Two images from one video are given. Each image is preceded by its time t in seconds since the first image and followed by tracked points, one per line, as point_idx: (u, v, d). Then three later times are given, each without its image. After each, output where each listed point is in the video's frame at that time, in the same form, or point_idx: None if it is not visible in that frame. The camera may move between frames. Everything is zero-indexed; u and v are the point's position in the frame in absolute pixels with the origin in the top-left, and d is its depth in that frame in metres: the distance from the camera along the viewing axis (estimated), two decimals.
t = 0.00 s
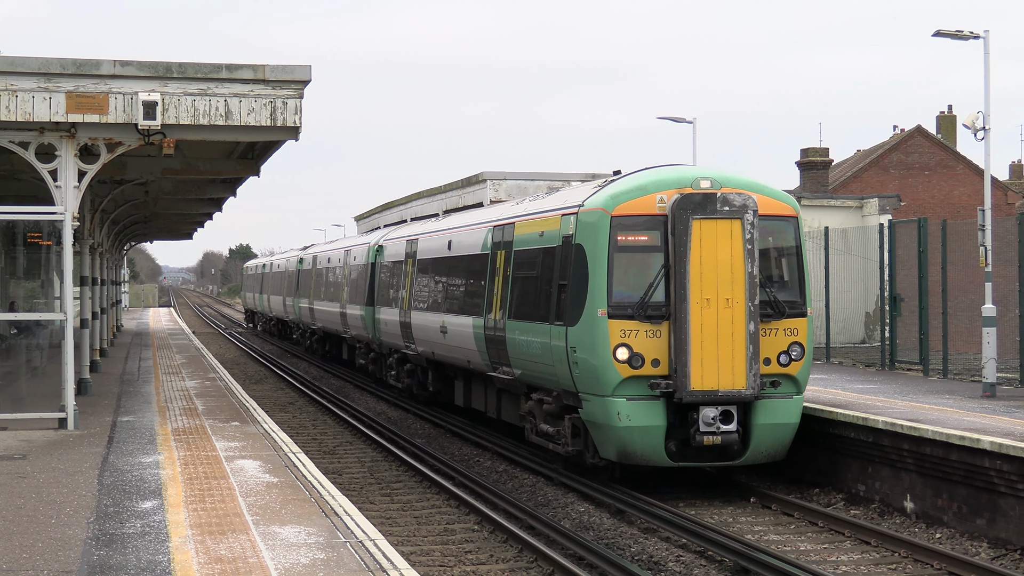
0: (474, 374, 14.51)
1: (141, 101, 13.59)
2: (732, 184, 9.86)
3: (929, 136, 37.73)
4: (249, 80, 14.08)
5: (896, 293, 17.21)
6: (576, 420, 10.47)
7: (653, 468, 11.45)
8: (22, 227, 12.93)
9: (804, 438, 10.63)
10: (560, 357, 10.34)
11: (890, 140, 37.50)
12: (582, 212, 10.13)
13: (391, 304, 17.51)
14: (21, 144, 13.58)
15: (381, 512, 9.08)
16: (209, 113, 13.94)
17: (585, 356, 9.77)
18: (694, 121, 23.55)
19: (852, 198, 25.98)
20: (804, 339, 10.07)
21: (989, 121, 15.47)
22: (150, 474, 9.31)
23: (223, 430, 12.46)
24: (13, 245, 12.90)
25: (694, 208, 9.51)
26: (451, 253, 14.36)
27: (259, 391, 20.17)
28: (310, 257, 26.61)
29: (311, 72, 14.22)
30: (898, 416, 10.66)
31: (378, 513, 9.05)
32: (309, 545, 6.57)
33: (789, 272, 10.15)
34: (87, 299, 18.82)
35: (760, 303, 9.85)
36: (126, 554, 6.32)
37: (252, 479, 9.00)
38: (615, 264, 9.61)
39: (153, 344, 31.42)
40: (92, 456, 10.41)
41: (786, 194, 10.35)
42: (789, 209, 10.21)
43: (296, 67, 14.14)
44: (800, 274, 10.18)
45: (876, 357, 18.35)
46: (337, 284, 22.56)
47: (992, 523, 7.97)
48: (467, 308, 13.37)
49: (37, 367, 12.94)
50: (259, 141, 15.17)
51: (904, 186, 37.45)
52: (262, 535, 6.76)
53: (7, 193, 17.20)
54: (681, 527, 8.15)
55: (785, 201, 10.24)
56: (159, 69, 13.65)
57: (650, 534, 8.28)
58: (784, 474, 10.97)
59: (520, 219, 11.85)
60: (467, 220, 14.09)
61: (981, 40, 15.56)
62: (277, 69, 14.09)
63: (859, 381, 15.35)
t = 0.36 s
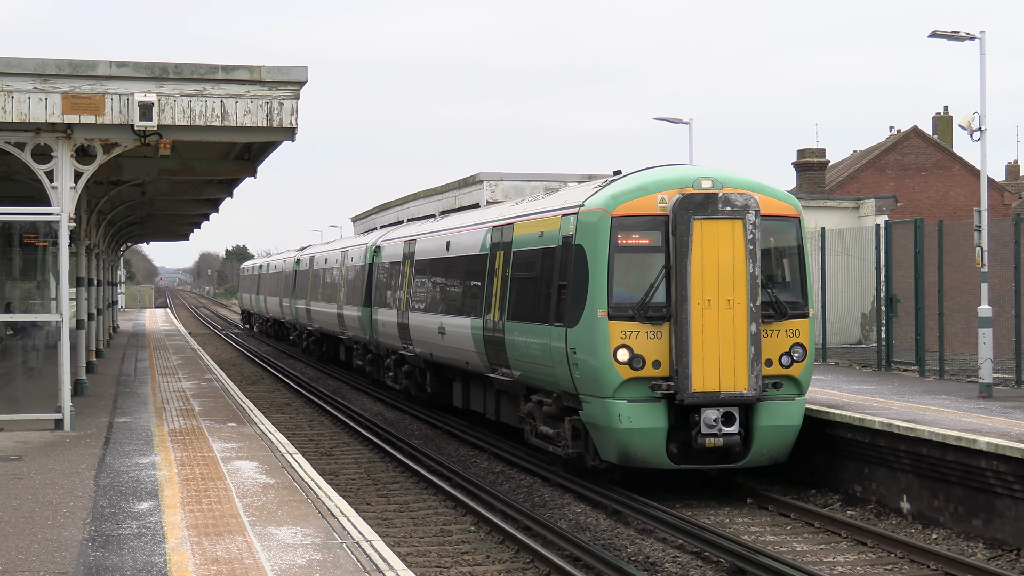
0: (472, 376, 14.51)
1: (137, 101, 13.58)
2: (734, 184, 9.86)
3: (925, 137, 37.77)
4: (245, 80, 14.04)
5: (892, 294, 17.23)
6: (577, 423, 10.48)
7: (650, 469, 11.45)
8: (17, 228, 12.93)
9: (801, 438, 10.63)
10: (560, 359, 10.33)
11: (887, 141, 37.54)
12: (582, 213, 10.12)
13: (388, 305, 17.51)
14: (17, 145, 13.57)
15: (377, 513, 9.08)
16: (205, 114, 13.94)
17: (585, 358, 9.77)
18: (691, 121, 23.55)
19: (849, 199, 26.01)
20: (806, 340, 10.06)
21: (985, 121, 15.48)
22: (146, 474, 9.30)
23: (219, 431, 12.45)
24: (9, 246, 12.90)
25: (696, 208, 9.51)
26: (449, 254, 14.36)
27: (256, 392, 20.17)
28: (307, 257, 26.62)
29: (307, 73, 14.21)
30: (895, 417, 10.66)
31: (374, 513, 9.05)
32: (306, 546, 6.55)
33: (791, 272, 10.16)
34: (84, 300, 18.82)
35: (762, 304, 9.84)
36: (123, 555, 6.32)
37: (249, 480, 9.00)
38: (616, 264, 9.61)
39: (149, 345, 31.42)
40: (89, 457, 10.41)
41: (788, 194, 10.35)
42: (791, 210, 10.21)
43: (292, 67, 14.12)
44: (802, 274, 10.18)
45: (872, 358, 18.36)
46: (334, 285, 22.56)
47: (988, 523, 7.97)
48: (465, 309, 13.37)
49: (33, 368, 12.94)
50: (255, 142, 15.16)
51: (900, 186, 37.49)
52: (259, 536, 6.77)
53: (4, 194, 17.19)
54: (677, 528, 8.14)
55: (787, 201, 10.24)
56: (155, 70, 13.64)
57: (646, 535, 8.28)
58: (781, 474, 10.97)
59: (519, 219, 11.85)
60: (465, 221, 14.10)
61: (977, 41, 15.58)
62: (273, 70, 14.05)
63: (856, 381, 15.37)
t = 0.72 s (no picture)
0: (469, 377, 14.51)
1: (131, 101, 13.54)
2: (735, 184, 9.87)
3: (920, 137, 37.77)
4: (239, 81, 14.04)
5: (887, 294, 17.25)
6: (576, 424, 10.48)
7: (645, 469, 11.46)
8: (12, 229, 12.92)
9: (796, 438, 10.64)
10: (559, 360, 10.34)
11: (882, 140, 37.56)
12: (581, 213, 10.12)
13: (385, 305, 17.51)
14: (11, 145, 13.55)
15: (372, 513, 9.07)
16: (199, 114, 13.93)
17: (585, 359, 9.77)
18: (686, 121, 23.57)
19: (843, 199, 26.02)
20: (808, 340, 10.05)
21: (979, 121, 15.49)
22: (141, 475, 9.30)
23: (214, 431, 12.44)
24: (4, 246, 12.89)
25: (697, 207, 9.50)
26: (446, 254, 14.36)
27: (251, 392, 20.16)
28: (303, 258, 26.61)
29: (302, 73, 14.21)
30: (889, 416, 10.67)
31: (368, 513, 9.05)
32: (300, 546, 6.54)
33: (793, 272, 10.16)
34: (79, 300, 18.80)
35: (764, 304, 9.83)
36: (117, 556, 6.31)
37: (243, 480, 8.99)
38: (616, 265, 9.61)
39: (145, 346, 31.36)
40: (83, 457, 10.40)
41: (790, 193, 10.35)
42: (793, 209, 10.21)
43: (287, 67, 14.11)
44: (803, 274, 10.17)
45: (866, 358, 18.37)
46: (330, 285, 22.55)
47: (983, 523, 7.98)
48: (462, 309, 13.37)
49: (27, 368, 12.92)
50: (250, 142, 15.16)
51: (895, 186, 37.51)
52: (253, 536, 6.76)
53: None
54: (671, 527, 8.14)
55: (789, 200, 10.23)
56: (150, 70, 13.63)
57: (641, 535, 8.28)
58: (775, 474, 10.98)
59: (517, 219, 11.84)
60: (462, 221, 14.10)
61: (972, 41, 15.59)
62: (268, 70, 14.04)
63: (850, 381, 15.38)
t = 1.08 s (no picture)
0: (468, 377, 14.53)
1: (128, 102, 13.57)
2: (738, 183, 9.89)
3: (913, 137, 37.81)
4: (235, 81, 14.07)
5: (881, 294, 17.30)
6: (577, 425, 10.47)
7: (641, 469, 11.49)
8: (9, 229, 12.92)
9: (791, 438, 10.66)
10: (561, 361, 10.34)
11: (876, 141, 37.60)
12: (582, 213, 10.12)
13: (382, 306, 17.53)
14: (8, 146, 13.56)
15: (368, 513, 9.08)
16: (196, 115, 13.94)
17: (587, 360, 9.77)
18: (681, 121, 23.62)
19: (837, 200, 26.07)
20: (812, 341, 10.05)
21: (973, 122, 15.52)
22: (138, 475, 9.30)
23: (210, 431, 12.45)
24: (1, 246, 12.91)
25: (699, 207, 9.52)
26: (444, 254, 14.38)
27: (247, 392, 20.17)
28: (300, 258, 26.62)
29: (298, 74, 14.23)
30: (884, 416, 10.70)
31: (364, 513, 9.05)
32: (296, 546, 6.55)
33: (796, 272, 10.16)
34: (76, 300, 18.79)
35: (767, 304, 9.84)
36: (113, 555, 6.32)
37: (240, 480, 9.00)
38: (618, 265, 9.60)
39: (142, 346, 31.36)
40: (80, 457, 10.40)
41: (794, 193, 10.36)
42: (796, 208, 10.22)
43: (283, 69, 14.14)
44: (808, 274, 10.16)
45: (861, 358, 18.41)
46: (327, 285, 22.57)
47: (976, 522, 8.00)
48: (461, 310, 13.39)
49: (24, 369, 12.92)
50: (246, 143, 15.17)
51: (889, 187, 37.52)
52: (249, 536, 6.76)
53: None
54: (666, 527, 8.15)
55: (792, 200, 10.25)
56: (146, 71, 13.64)
57: (636, 534, 8.29)
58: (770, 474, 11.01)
59: (516, 219, 11.85)
60: (460, 221, 14.13)
61: (965, 42, 15.62)
62: (264, 71, 14.08)
63: (845, 381, 15.41)
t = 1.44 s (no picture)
0: (467, 378, 14.55)
1: (126, 104, 13.61)
2: (741, 183, 9.83)
3: (905, 138, 37.81)
4: (232, 83, 14.07)
5: (874, 294, 17.39)
6: (580, 428, 10.35)
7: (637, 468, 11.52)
8: (7, 230, 12.95)
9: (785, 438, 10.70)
10: (563, 362, 10.31)
11: (868, 142, 37.68)
12: (584, 213, 10.07)
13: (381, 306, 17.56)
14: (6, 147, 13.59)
15: (364, 512, 9.10)
16: (193, 116, 13.96)
17: (589, 361, 9.70)
18: (675, 123, 23.68)
19: (830, 201, 26.17)
20: (816, 343, 10.00)
21: (965, 124, 15.57)
22: (135, 474, 9.32)
23: (207, 431, 12.46)
24: None
25: (703, 207, 9.46)
26: (444, 255, 14.40)
27: (245, 392, 20.19)
28: (297, 258, 26.66)
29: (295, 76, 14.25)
30: (876, 416, 10.74)
31: (360, 513, 9.06)
32: (293, 545, 6.55)
33: (800, 272, 10.10)
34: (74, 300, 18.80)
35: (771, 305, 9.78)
36: (111, 554, 6.34)
37: (237, 479, 9.01)
38: (621, 265, 9.53)
39: (140, 346, 31.36)
40: (77, 457, 10.42)
41: (798, 193, 10.30)
42: (801, 208, 10.14)
43: (280, 70, 14.16)
44: (812, 275, 10.11)
45: (853, 357, 18.50)
46: (325, 286, 22.62)
47: (968, 521, 8.03)
48: (461, 311, 13.40)
49: (22, 368, 12.92)
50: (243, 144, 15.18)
51: (882, 188, 37.61)
52: (246, 535, 6.77)
53: None
54: (661, 525, 8.18)
55: (796, 199, 10.19)
56: (144, 73, 13.65)
57: (631, 533, 8.32)
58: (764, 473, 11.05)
59: (517, 219, 11.86)
60: (460, 221, 14.16)
61: (957, 44, 15.65)
62: (261, 73, 14.10)
63: (838, 381, 15.48)
